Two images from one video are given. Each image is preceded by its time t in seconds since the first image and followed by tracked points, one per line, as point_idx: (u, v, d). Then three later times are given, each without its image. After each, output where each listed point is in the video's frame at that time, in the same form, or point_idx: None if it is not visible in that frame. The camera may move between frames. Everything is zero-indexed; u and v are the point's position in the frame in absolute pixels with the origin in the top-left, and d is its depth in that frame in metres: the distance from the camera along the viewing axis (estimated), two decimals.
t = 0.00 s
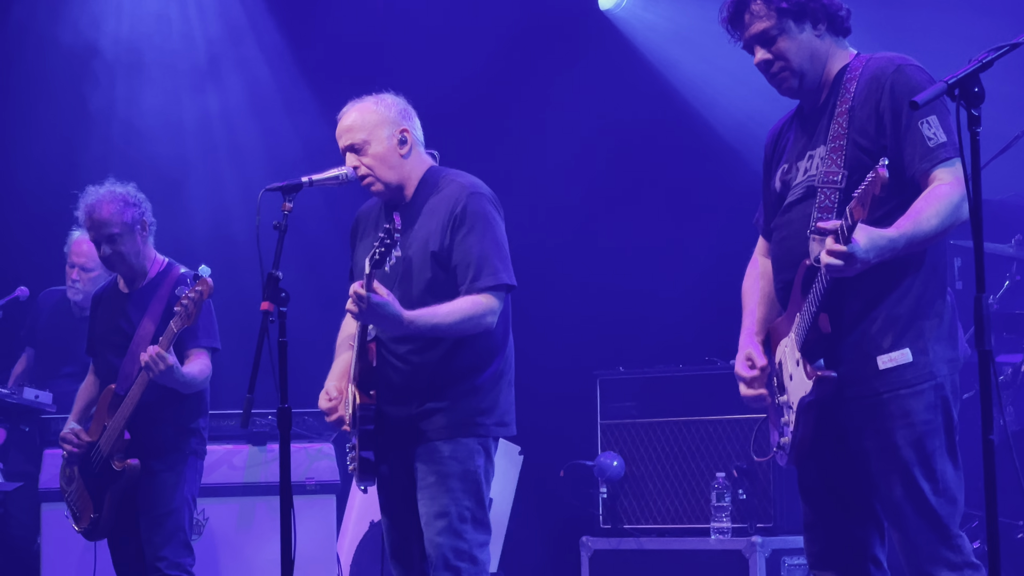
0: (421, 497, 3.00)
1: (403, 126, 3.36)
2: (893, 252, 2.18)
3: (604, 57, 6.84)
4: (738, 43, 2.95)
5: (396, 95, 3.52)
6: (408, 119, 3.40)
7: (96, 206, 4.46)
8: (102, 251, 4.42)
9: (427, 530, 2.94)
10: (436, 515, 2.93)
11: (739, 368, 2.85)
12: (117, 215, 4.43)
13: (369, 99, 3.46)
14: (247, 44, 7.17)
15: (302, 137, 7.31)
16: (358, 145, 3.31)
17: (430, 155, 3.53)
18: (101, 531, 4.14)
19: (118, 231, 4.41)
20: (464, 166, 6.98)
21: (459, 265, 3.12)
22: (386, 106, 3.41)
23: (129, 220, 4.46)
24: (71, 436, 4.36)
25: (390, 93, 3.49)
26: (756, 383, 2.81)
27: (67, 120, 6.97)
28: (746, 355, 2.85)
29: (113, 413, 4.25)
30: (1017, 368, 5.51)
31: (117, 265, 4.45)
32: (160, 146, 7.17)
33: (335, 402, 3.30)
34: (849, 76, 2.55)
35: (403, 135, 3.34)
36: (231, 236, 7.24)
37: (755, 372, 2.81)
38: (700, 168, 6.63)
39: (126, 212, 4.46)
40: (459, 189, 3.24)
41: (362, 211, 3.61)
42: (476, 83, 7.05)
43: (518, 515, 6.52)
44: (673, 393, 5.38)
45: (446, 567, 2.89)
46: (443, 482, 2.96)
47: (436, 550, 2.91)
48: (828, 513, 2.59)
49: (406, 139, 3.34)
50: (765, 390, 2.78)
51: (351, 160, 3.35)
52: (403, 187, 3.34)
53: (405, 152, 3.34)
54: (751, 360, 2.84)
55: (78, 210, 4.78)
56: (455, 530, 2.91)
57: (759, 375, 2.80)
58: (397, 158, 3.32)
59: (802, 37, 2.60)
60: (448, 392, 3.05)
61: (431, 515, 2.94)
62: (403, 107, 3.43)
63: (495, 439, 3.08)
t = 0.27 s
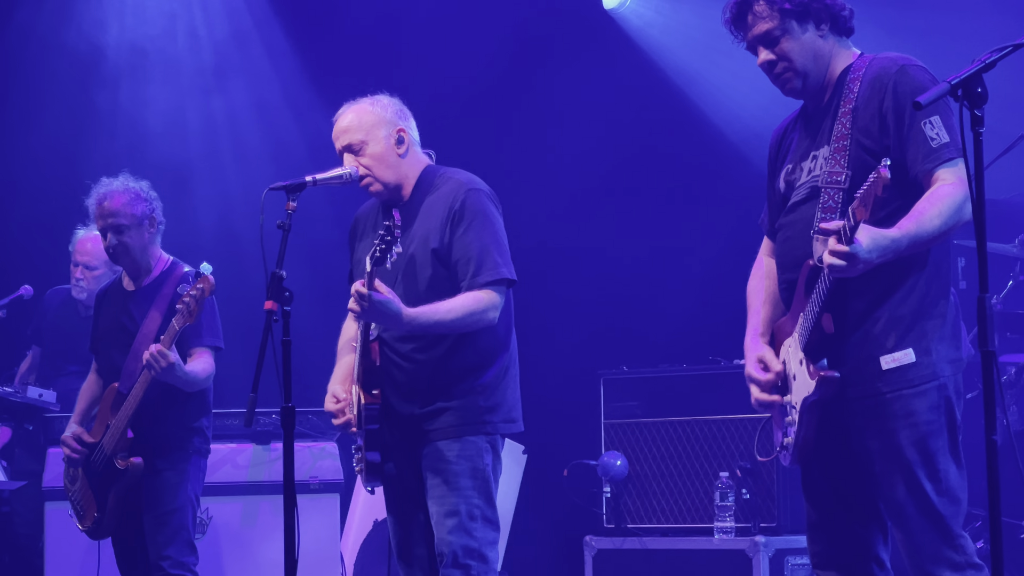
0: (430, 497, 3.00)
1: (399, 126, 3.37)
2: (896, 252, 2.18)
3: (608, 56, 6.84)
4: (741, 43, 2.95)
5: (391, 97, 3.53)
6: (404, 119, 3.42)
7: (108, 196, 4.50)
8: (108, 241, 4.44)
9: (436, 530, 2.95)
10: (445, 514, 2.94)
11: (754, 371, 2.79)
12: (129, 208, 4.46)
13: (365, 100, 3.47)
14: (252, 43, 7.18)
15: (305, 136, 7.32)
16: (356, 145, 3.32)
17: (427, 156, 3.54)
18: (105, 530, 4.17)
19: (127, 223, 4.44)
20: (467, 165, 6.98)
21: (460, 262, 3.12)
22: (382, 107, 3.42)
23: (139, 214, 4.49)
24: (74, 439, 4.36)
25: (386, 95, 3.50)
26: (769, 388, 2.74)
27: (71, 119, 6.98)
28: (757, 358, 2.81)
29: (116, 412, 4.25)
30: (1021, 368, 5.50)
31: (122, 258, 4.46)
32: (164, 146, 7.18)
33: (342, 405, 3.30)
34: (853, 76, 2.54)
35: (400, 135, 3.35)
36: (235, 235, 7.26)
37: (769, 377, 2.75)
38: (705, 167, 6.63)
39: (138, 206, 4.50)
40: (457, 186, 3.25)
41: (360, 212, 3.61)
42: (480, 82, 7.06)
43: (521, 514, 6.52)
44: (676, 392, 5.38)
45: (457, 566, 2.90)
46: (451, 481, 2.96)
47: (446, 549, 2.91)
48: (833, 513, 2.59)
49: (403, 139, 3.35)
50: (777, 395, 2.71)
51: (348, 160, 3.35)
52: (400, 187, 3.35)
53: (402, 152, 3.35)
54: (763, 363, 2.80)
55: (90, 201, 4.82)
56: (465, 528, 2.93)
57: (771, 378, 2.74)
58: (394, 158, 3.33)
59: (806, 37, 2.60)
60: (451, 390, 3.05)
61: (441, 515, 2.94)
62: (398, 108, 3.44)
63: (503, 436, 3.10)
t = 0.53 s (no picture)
0: (436, 496, 3.01)
1: (398, 128, 3.38)
2: (901, 252, 2.18)
3: (613, 57, 6.84)
4: (747, 44, 2.95)
5: (387, 101, 3.55)
6: (402, 122, 3.43)
7: (118, 193, 4.52)
8: (115, 238, 4.45)
9: (443, 529, 2.95)
10: (453, 514, 2.94)
11: (751, 363, 2.84)
12: (138, 206, 4.48)
13: (362, 104, 3.49)
14: (257, 44, 7.20)
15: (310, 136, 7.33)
16: (355, 147, 3.33)
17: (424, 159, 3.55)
18: (108, 530, 4.18)
19: (134, 221, 4.44)
20: (472, 165, 6.99)
21: (463, 262, 3.13)
22: (379, 110, 3.43)
23: (147, 213, 4.50)
24: (80, 443, 4.36)
25: (382, 98, 3.52)
26: (766, 378, 2.82)
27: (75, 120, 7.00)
28: (755, 350, 2.85)
29: (120, 411, 4.25)
30: None
31: (128, 255, 4.47)
32: (169, 146, 7.20)
33: (342, 402, 3.34)
34: (859, 77, 2.54)
35: (399, 137, 3.36)
36: (240, 235, 7.28)
37: (766, 366, 2.81)
38: (709, 168, 6.63)
39: (146, 206, 4.51)
40: (456, 186, 3.26)
41: (356, 215, 3.61)
42: (485, 82, 7.07)
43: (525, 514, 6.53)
44: (681, 393, 5.37)
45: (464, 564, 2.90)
46: (458, 480, 2.97)
47: (452, 548, 2.92)
48: (837, 513, 2.59)
49: (402, 141, 3.36)
50: (774, 383, 2.79)
51: (348, 161, 3.36)
52: (400, 189, 3.36)
53: (401, 154, 3.36)
54: (761, 355, 2.84)
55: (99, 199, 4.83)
56: (472, 527, 2.93)
57: (769, 368, 2.80)
58: (394, 160, 3.34)
59: (812, 38, 2.60)
60: (456, 391, 3.06)
61: (448, 514, 2.95)
62: (395, 111, 3.46)
63: (507, 434, 3.11)
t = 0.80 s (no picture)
0: (443, 497, 3.01)
1: (396, 130, 3.40)
2: (905, 251, 2.18)
3: (616, 57, 6.83)
4: (752, 44, 2.95)
5: (381, 107, 3.57)
6: (399, 124, 3.45)
7: (116, 200, 4.50)
8: (117, 244, 4.46)
9: (449, 529, 2.95)
10: (459, 513, 2.94)
11: (756, 376, 2.82)
12: (137, 210, 4.47)
13: (357, 109, 3.50)
14: (261, 44, 7.20)
15: (314, 136, 7.33)
16: (356, 147, 3.32)
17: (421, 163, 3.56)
18: (114, 529, 4.16)
19: (135, 225, 4.44)
20: (475, 166, 6.99)
21: (467, 266, 3.12)
22: (376, 113, 3.45)
23: (147, 216, 4.49)
24: (85, 440, 4.37)
25: (377, 104, 3.54)
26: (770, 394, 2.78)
27: (78, 120, 7.01)
28: (761, 362, 2.84)
29: (125, 412, 4.27)
30: None
31: (131, 260, 4.48)
32: (172, 146, 7.21)
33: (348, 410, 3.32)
34: (865, 77, 2.54)
35: (398, 138, 3.37)
36: (243, 236, 7.30)
37: (771, 382, 2.78)
38: (713, 168, 6.62)
39: (145, 208, 4.50)
40: (458, 190, 3.25)
41: (354, 219, 3.60)
42: (488, 82, 7.06)
43: (528, 514, 6.53)
44: (684, 393, 5.37)
45: (469, 565, 2.89)
46: (465, 481, 2.97)
47: (456, 548, 2.91)
48: (842, 513, 2.58)
49: (401, 141, 3.38)
50: (778, 401, 2.75)
51: (348, 163, 3.34)
52: (400, 189, 3.35)
53: (401, 154, 3.37)
54: (765, 368, 2.83)
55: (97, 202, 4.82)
56: (478, 527, 2.92)
57: (773, 383, 2.76)
58: (394, 160, 3.34)
59: (818, 38, 2.59)
60: (461, 392, 3.06)
61: (455, 514, 2.95)
62: (391, 115, 3.48)
63: (510, 435, 3.11)
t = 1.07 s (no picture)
0: (441, 498, 3.01)
1: (401, 130, 3.40)
2: (907, 251, 2.17)
3: (619, 57, 6.83)
4: (754, 45, 2.94)
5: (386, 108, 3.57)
6: (404, 125, 3.46)
7: (116, 201, 4.51)
8: (120, 246, 4.46)
9: (447, 531, 2.95)
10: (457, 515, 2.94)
11: (762, 363, 2.80)
12: (137, 211, 4.47)
13: (362, 109, 3.50)
14: (263, 44, 7.20)
15: (316, 137, 7.33)
16: (359, 145, 3.32)
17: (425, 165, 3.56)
18: (117, 529, 4.18)
19: (137, 227, 4.45)
20: (477, 166, 6.99)
21: (473, 274, 3.12)
22: (382, 113, 3.45)
23: (148, 217, 4.50)
24: (87, 441, 4.37)
25: (381, 105, 3.54)
26: (778, 378, 2.77)
27: (81, 121, 7.03)
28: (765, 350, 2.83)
29: (128, 412, 4.26)
30: None
31: (134, 262, 4.48)
32: (175, 147, 7.22)
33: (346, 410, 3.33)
34: (866, 77, 2.54)
35: (402, 138, 3.38)
36: (246, 237, 7.30)
37: (778, 367, 2.77)
38: (715, 168, 6.61)
39: (146, 209, 4.51)
40: (463, 196, 3.25)
41: (354, 219, 3.59)
42: (490, 83, 7.06)
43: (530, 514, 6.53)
44: (686, 394, 5.37)
45: (466, 567, 2.89)
46: (464, 483, 2.97)
47: (456, 549, 2.91)
48: (843, 514, 2.58)
49: (406, 142, 3.38)
50: (785, 385, 2.73)
51: (351, 161, 3.34)
52: (403, 189, 3.35)
53: (405, 154, 3.37)
54: (770, 355, 2.81)
55: (96, 204, 4.81)
56: (476, 528, 2.92)
57: (781, 369, 2.75)
58: (398, 159, 3.35)
59: (819, 39, 2.59)
60: (464, 395, 3.06)
61: (453, 515, 2.95)
62: (396, 115, 3.48)
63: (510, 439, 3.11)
